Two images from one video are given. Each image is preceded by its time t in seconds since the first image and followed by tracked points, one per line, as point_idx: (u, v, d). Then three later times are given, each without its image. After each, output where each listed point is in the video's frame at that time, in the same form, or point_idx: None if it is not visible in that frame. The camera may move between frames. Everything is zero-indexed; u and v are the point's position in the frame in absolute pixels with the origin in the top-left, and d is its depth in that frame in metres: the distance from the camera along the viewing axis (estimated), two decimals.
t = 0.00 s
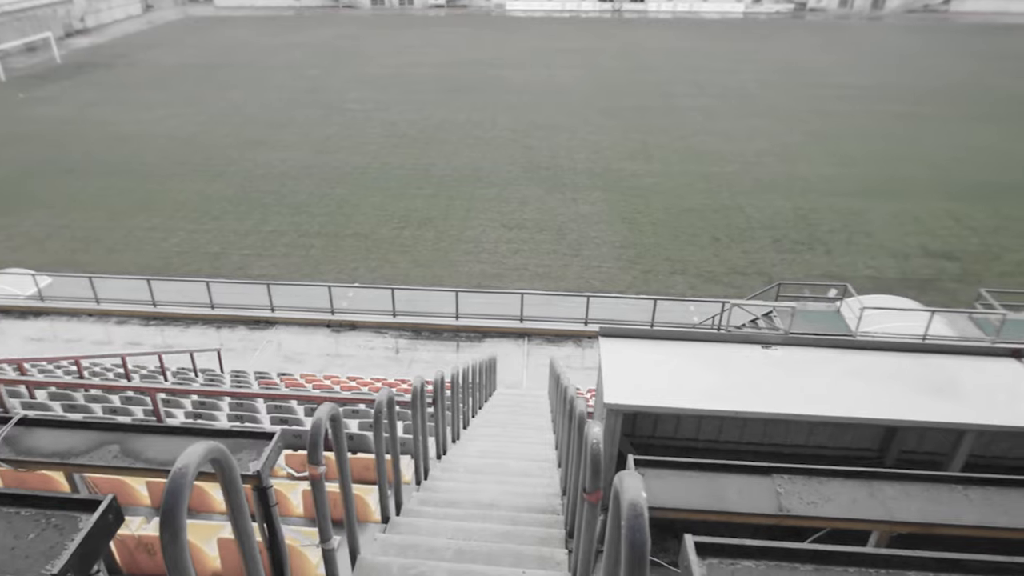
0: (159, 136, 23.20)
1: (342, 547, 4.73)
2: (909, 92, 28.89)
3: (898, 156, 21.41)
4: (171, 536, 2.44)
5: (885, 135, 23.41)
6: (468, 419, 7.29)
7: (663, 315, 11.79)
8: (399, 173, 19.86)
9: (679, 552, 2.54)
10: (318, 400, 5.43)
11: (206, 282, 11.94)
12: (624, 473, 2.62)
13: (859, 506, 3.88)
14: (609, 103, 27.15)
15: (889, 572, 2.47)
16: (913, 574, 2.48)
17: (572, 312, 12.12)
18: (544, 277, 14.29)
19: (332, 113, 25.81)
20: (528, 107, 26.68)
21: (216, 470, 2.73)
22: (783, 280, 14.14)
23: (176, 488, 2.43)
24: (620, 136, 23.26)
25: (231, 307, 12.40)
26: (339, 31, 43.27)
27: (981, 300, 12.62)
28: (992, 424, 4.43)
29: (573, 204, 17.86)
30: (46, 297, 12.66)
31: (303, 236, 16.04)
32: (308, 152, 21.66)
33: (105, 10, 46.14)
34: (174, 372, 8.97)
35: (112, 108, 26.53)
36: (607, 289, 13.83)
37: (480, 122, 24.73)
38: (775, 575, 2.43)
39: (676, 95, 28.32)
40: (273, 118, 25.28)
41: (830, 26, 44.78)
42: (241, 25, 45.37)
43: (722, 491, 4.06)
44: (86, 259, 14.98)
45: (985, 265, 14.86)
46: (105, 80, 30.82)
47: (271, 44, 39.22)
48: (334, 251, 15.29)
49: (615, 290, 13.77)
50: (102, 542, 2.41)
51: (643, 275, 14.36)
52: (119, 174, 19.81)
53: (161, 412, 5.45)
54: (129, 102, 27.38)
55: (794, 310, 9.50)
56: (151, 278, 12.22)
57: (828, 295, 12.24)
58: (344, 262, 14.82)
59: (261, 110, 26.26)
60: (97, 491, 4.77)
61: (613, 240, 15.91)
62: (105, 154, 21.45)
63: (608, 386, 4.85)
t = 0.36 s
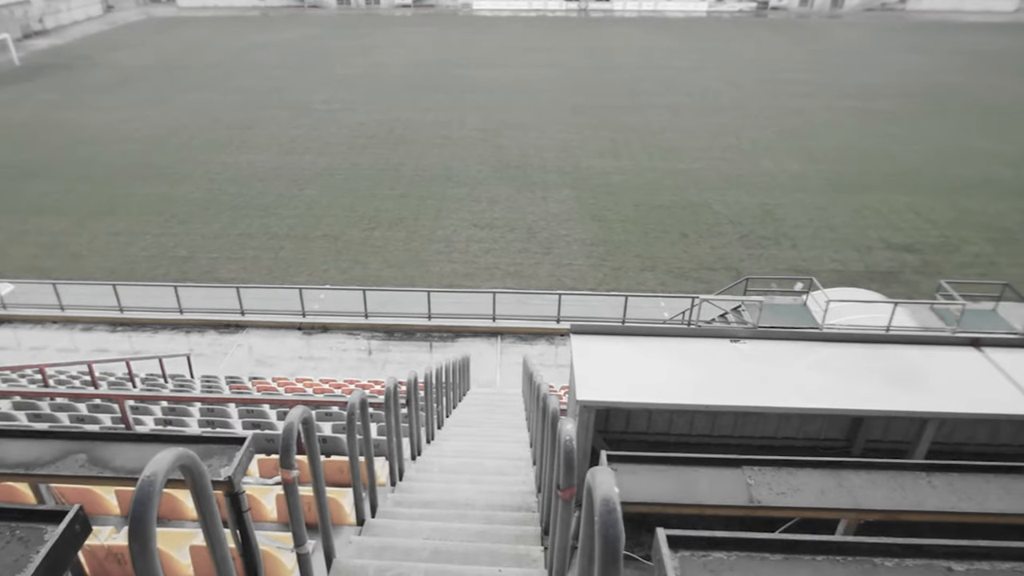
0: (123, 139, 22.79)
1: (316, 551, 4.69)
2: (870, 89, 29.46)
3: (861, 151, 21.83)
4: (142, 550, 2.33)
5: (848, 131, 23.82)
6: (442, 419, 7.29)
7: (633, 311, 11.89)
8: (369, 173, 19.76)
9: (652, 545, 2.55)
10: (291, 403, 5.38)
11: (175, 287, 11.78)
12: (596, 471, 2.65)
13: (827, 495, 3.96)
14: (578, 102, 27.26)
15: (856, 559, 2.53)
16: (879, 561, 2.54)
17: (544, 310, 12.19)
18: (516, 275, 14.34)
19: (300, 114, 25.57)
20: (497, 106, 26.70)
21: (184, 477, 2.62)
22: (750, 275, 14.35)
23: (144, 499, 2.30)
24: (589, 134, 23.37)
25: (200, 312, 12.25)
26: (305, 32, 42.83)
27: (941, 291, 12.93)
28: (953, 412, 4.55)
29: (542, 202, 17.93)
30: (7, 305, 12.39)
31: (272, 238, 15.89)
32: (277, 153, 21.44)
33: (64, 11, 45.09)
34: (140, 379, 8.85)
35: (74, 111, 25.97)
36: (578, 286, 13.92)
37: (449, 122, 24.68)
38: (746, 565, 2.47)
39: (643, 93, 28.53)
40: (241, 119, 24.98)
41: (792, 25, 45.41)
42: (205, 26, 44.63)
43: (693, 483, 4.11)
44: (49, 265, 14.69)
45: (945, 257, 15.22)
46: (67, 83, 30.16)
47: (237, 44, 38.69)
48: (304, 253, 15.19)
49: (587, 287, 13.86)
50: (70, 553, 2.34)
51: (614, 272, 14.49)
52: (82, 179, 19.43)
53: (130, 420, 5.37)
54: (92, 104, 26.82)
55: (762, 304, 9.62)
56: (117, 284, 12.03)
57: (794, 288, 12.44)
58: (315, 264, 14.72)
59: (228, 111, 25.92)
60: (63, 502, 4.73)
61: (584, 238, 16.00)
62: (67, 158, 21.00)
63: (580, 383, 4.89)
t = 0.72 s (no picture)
0: (85, 142, 22.31)
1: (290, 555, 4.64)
2: (832, 85, 29.97)
3: (825, 146, 22.21)
4: (108, 559, 2.26)
5: (812, 127, 24.20)
6: (416, 420, 7.29)
7: (604, 308, 11.98)
8: (338, 174, 19.62)
9: (623, 540, 2.60)
10: (262, 408, 5.33)
11: (140, 292, 11.60)
12: (568, 467, 2.66)
13: (795, 485, 4.03)
14: (546, 100, 27.32)
15: (822, 546, 2.61)
16: (845, 548, 2.62)
17: (515, 308, 12.24)
18: (487, 274, 14.35)
19: (267, 115, 25.28)
20: (465, 105, 26.65)
21: (155, 485, 2.53)
22: (718, 270, 14.53)
23: (109, 508, 2.23)
24: (559, 132, 23.44)
25: (168, 316, 12.07)
26: (269, 32, 42.26)
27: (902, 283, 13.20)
28: (915, 401, 4.66)
29: (512, 201, 17.96)
30: None
31: (240, 241, 15.71)
32: (243, 155, 21.18)
33: (19, 11, 43.90)
34: (106, 386, 8.74)
35: (33, 114, 25.35)
36: (548, 284, 13.98)
37: (418, 121, 24.59)
38: (717, 556, 2.55)
39: (611, 91, 28.69)
40: (205, 121, 24.61)
41: (754, 23, 45.99)
42: (166, 27, 43.80)
43: (664, 476, 4.15)
44: (8, 273, 14.34)
45: (905, 249, 15.53)
46: (24, 85, 29.40)
47: (200, 45, 38.07)
48: (273, 255, 15.04)
49: (557, 285, 13.92)
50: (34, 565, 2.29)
51: (584, 269, 14.57)
52: (43, 183, 18.98)
53: (97, 428, 5.28)
54: (51, 107, 26.21)
55: (728, 299, 9.75)
56: (81, 290, 11.80)
57: (760, 283, 12.63)
58: (284, 266, 14.59)
59: (193, 113, 25.50)
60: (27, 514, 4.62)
61: (554, 236, 16.06)
62: (25, 162, 20.49)
63: (552, 380, 4.91)
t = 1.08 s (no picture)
0: (46, 145, 21.82)
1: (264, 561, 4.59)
2: (796, 82, 30.43)
3: (790, 142, 22.55)
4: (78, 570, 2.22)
5: (779, 124, 24.53)
6: (390, 421, 7.29)
7: (576, 305, 12.05)
8: (308, 175, 19.47)
9: (599, 535, 2.70)
10: (234, 413, 5.27)
11: (106, 297, 11.41)
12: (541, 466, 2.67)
13: (766, 476, 4.09)
14: (516, 99, 27.36)
15: (792, 536, 2.71)
16: (813, 536, 2.72)
17: (488, 308, 12.26)
18: (460, 274, 14.35)
19: (234, 117, 24.97)
20: (435, 105, 26.58)
21: (123, 495, 2.47)
22: (688, 266, 14.68)
23: (78, 518, 2.19)
24: (529, 131, 23.48)
25: (136, 322, 11.89)
26: (234, 32, 41.66)
27: (866, 276, 13.45)
28: (881, 391, 4.77)
29: (482, 200, 17.96)
30: None
31: (209, 244, 15.51)
32: (210, 157, 20.90)
33: None
34: (76, 394, 8.62)
35: None
36: (520, 283, 14.02)
37: (387, 122, 24.48)
38: (688, 549, 2.64)
39: (579, 90, 28.80)
40: (171, 123, 24.23)
41: (718, 21, 46.46)
42: (128, 27, 42.90)
43: (637, 471, 4.18)
44: None
45: (868, 243, 15.84)
46: None
47: (163, 46, 37.40)
48: (243, 258, 14.88)
49: (530, 283, 13.97)
50: None
51: (556, 267, 14.63)
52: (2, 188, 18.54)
53: (65, 437, 5.18)
54: (11, 110, 25.58)
55: (700, 293, 9.85)
56: (45, 297, 11.56)
57: (729, 277, 12.79)
58: (254, 269, 14.44)
59: (158, 115, 25.08)
60: None
61: (526, 234, 16.10)
62: None
63: (525, 378, 4.93)
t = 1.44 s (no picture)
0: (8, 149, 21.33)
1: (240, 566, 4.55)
2: (765, 80, 30.78)
3: (760, 139, 22.81)
4: None
5: (749, 121, 24.80)
6: (367, 423, 7.26)
7: (551, 304, 12.04)
8: (279, 177, 19.29)
9: (575, 532, 2.73)
10: (207, 418, 5.22)
11: (73, 304, 11.21)
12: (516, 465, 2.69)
13: (738, 469, 4.15)
14: (489, 99, 27.33)
15: (764, 527, 2.77)
16: (784, 527, 2.79)
17: (462, 307, 12.26)
18: (433, 274, 14.34)
19: (203, 118, 24.63)
20: (406, 104, 26.46)
21: (93, 504, 2.41)
22: (660, 262, 14.80)
23: (45, 531, 2.14)
24: (501, 130, 23.48)
25: (106, 328, 11.69)
26: (200, 32, 40.97)
27: (833, 269, 13.67)
28: (849, 382, 4.85)
29: (455, 200, 17.94)
30: None
31: (179, 248, 15.32)
32: (178, 160, 20.60)
33: None
34: (44, 401, 8.48)
35: None
36: (494, 282, 14.04)
37: (358, 122, 24.32)
38: (662, 543, 2.69)
39: (551, 89, 28.85)
40: (137, 125, 23.83)
41: (686, 20, 46.76)
42: (91, 28, 41.96)
43: (612, 466, 4.21)
44: None
45: (836, 237, 16.10)
46: None
47: (127, 47, 36.70)
48: (214, 261, 14.72)
49: (503, 283, 14.00)
50: None
51: (529, 266, 14.67)
52: None
53: (33, 446, 5.10)
54: None
55: (672, 290, 9.94)
56: (10, 305, 11.34)
57: (700, 273, 12.93)
58: (225, 272, 14.29)
59: (124, 117, 24.64)
60: None
61: (499, 233, 16.12)
62: None
63: (501, 377, 4.94)
